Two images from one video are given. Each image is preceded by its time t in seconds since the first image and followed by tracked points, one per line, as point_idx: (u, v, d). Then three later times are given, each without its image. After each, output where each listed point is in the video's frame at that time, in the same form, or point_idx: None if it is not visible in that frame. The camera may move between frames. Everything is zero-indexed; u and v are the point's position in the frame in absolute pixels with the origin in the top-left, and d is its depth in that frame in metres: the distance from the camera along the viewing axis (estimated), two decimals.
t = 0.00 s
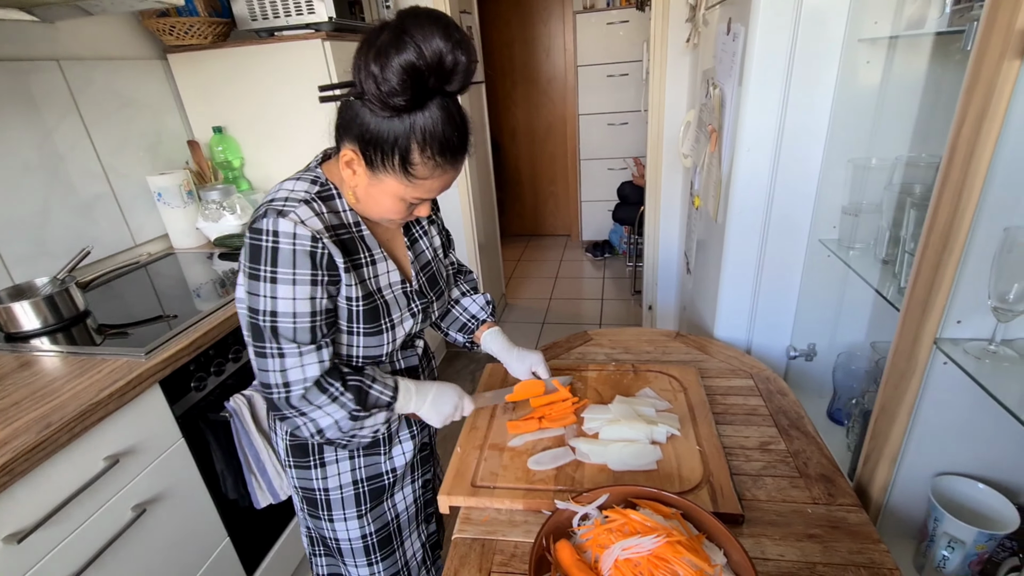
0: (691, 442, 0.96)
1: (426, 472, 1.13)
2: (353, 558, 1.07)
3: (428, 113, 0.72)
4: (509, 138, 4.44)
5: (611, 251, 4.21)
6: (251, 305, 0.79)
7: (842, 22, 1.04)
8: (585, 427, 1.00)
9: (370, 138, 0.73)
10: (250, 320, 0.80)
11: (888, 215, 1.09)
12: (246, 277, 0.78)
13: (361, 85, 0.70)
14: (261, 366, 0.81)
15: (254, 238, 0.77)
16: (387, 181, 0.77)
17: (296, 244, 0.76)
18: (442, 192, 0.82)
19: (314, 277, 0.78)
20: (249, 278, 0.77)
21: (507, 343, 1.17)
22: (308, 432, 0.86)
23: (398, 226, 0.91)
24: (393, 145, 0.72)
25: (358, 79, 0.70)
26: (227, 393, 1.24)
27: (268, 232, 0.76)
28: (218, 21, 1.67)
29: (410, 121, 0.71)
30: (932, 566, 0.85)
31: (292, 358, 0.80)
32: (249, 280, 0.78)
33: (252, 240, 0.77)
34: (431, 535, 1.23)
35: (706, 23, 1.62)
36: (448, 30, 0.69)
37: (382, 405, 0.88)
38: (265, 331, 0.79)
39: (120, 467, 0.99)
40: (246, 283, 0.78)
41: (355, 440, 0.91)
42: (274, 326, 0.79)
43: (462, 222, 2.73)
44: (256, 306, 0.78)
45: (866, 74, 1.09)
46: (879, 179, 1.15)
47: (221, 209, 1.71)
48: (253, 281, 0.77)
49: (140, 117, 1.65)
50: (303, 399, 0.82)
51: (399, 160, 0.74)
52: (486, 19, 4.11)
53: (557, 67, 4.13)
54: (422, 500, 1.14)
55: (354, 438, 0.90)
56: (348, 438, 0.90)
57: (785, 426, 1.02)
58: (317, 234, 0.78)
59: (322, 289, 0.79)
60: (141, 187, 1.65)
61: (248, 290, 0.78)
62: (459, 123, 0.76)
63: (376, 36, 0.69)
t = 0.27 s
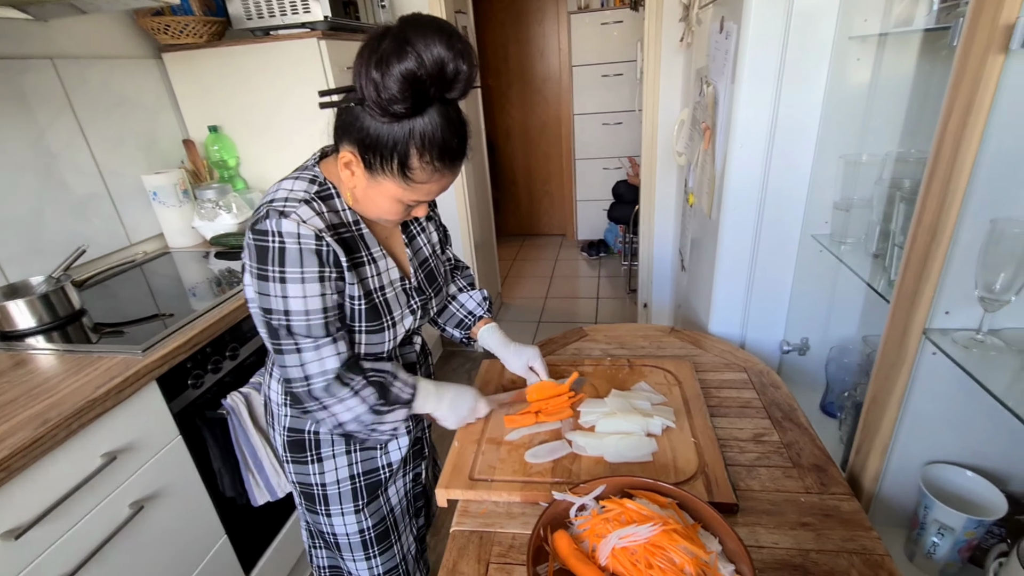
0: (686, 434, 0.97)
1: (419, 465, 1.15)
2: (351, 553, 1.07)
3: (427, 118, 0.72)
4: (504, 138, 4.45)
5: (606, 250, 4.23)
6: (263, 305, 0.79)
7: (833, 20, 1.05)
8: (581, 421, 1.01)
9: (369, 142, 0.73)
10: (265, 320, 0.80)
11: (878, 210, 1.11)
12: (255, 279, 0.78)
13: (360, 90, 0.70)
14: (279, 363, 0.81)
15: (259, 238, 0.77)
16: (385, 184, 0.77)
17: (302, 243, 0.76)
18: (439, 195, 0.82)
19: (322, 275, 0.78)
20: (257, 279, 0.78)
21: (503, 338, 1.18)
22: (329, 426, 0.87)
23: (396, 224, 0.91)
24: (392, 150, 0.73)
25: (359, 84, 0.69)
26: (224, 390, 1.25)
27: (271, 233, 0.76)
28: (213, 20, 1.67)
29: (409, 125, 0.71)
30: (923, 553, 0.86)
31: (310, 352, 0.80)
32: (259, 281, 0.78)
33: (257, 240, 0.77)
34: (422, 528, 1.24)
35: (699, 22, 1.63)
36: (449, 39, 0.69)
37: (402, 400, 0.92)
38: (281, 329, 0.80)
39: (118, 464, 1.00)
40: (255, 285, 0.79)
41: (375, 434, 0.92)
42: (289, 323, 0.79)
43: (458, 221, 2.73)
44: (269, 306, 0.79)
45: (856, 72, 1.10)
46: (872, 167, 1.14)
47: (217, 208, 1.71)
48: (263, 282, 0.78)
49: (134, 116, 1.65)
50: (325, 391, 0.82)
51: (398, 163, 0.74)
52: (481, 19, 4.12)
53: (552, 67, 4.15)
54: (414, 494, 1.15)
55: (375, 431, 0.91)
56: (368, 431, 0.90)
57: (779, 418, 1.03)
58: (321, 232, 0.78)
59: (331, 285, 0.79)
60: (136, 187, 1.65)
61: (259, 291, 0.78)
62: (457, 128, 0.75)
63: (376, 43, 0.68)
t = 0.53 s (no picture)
0: (681, 426, 0.96)
1: (419, 461, 1.13)
2: (347, 550, 1.05)
3: (419, 95, 0.70)
4: (497, 134, 4.43)
5: (601, 246, 4.21)
6: (233, 287, 0.78)
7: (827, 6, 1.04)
8: (575, 413, 1.00)
9: (361, 121, 0.71)
10: (232, 303, 0.79)
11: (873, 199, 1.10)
12: (230, 258, 0.77)
13: (351, 66, 0.68)
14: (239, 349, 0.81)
15: (239, 220, 0.76)
16: (377, 165, 0.75)
17: (282, 226, 0.75)
18: (433, 177, 0.80)
19: (299, 261, 0.76)
20: (233, 260, 0.77)
21: (496, 332, 1.18)
22: (286, 418, 0.86)
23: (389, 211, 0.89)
24: (384, 128, 0.71)
25: (348, 60, 0.68)
26: (213, 386, 1.23)
27: (253, 213, 0.75)
28: (200, 12, 1.64)
29: (401, 103, 0.70)
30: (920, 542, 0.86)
31: (271, 342, 0.79)
32: (233, 262, 0.77)
33: (237, 221, 0.76)
34: (425, 525, 1.22)
35: (693, 13, 1.62)
36: (440, 12, 0.67)
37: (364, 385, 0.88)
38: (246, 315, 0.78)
39: (103, 461, 0.98)
40: (230, 265, 0.77)
41: (337, 424, 0.90)
42: (255, 309, 0.77)
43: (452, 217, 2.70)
44: (239, 288, 0.77)
45: (850, 59, 1.09)
46: (866, 160, 1.15)
47: (206, 203, 1.70)
48: (236, 263, 0.76)
49: (120, 110, 1.62)
50: (280, 382, 0.81)
51: (390, 143, 0.72)
52: (473, 15, 4.10)
53: (545, 62, 4.13)
54: (414, 490, 1.13)
55: (335, 422, 0.89)
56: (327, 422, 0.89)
57: (775, 410, 1.02)
58: (304, 217, 0.76)
59: (307, 273, 0.78)
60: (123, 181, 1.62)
61: (231, 273, 0.77)
62: (450, 106, 0.74)
63: (366, 16, 0.67)
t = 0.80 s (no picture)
0: (677, 417, 0.95)
1: (408, 454, 1.12)
2: (338, 545, 1.05)
3: (415, 95, 0.67)
4: (492, 129, 4.41)
5: (597, 241, 4.21)
6: (250, 290, 0.76)
7: None
8: (570, 406, 0.99)
9: (354, 119, 0.68)
10: (252, 303, 0.77)
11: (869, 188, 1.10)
12: (239, 261, 0.74)
13: (345, 63, 0.65)
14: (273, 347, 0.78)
15: (239, 221, 0.73)
16: (371, 164, 0.73)
17: (288, 225, 0.73)
18: (427, 176, 0.78)
19: (312, 257, 0.75)
20: (242, 262, 0.74)
21: (490, 324, 1.16)
22: (331, 408, 0.86)
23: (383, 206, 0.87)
24: (378, 128, 0.68)
25: (343, 56, 0.65)
26: (205, 382, 1.21)
27: (254, 214, 0.73)
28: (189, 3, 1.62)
29: (396, 102, 0.67)
30: (917, 532, 0.85)
31: (305, 334, 0.78)
32: (243, 265, 0.74)
33: (238, 223, 0.73)
34: (413, 519, 1.21)
35: (688, 3, 1.61)
36: (439, 11, 0.64)
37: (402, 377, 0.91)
38: (272, 313, 0.77)
39: (92, 457, 0.96)
40: (239, 268, 0.75)
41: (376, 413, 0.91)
42: (281, 306, 0.76)
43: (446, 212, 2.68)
44: (256, 290, 0.75)
45: (846, 48, 1.08)
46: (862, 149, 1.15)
47: (197, 197, 1.67)
48: (247, 266, 0.74)
49: (109, 103, 1.60)
50: (322, 372, 0.80)
51: (384, 142, 0.69)
52: (468, 9, 4.07)
53: (540, 57, 4.11)
54: (403, 483, 1.13)
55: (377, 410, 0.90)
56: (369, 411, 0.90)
57: (771, 401, 1.02)
58: (305, 212, 0.74)
59: (322, 267, 0.77)
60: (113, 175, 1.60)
61: (244, 276, 0.75)
62: (447, 107, 0.71)
63: (362, 13, 0.64)
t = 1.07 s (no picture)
0: (675, 401, 0.95)
1: (414, 439, 1.12)
2: (343, 529, 1.05)
3: (415, 65, 0.67)
4: (490, 118, 4.39)
5: (595, 231, 4.20)
6: (214, 258, 0.75)
7: None
8: (569, 390, 0.99)
9: (354, 91, 0.68)
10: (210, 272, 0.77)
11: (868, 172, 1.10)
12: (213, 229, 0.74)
13: (344, 32, 0.65)
14: (215, 320, 0.78)
15: (226, 188, 0.73)
16: (370, 138, 0.72)
17: (268, 199, 0.73)
18: (427, 152, 0.77)
19: (282, 236, 0.75)
20: (216, 230, 0.74)
21: (488, 310, 1.17)
22: (262, 393, 0.85)
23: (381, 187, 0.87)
24: (378, 99, 0.67)
25: (342, 25, 0.64)
26: (203, 368, 1.21)
27: (241, 183, 0.73)
28: None
29: (396, 73, 0.66)
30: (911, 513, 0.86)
31: (247, 317, 0.77)
32: (216, 233, 0.74)
33: (223, 190, 0.73)
34: (418, 504, 1.22)
35: None
36: None
37: (340, 365, 0.88)
38: (224, 287, 0.76)
39: (90, 442, 0.96)
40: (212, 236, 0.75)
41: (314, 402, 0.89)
42: (234, 282, 0.75)
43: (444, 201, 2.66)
44: (219, 260, 0.75)
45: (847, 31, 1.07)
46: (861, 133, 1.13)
47: (192, 183, 1.67)
48: (218, 234, 0.74)
49: (101, 88, 1.58)
50: (256, 356, 0.80)
51: (384, 114, 0.69)
52: None
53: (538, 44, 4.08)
54: (409, 468, 1.13)
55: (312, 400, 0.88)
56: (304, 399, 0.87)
57: (768, 385, 1.03)
58: (292, 189, 0.75)
59: (289, 250, 0.76)
60: (107, 162, 1.59)
61: (212, 243, 0.75)
62: (447, 79, 0.71)
63: None
